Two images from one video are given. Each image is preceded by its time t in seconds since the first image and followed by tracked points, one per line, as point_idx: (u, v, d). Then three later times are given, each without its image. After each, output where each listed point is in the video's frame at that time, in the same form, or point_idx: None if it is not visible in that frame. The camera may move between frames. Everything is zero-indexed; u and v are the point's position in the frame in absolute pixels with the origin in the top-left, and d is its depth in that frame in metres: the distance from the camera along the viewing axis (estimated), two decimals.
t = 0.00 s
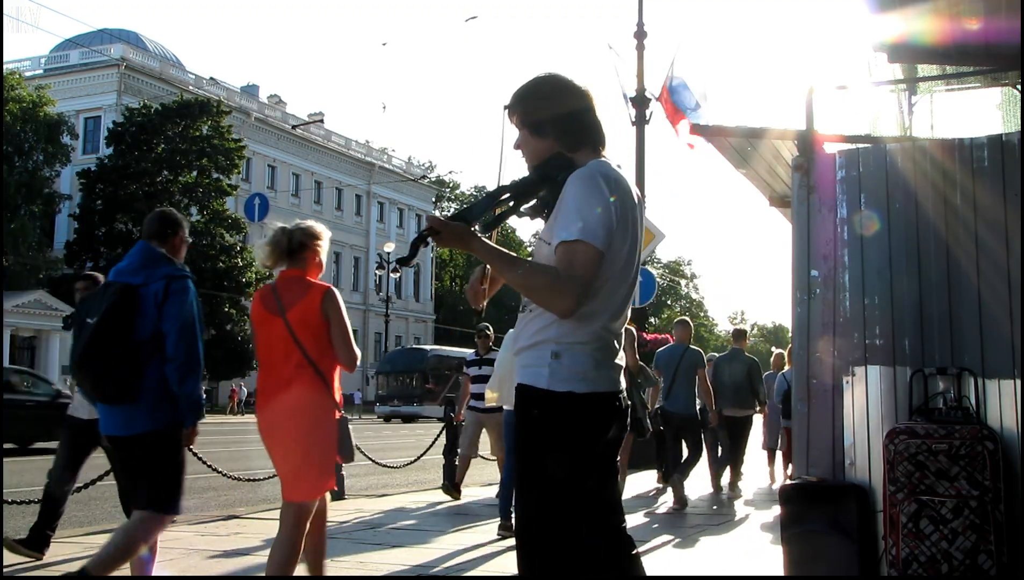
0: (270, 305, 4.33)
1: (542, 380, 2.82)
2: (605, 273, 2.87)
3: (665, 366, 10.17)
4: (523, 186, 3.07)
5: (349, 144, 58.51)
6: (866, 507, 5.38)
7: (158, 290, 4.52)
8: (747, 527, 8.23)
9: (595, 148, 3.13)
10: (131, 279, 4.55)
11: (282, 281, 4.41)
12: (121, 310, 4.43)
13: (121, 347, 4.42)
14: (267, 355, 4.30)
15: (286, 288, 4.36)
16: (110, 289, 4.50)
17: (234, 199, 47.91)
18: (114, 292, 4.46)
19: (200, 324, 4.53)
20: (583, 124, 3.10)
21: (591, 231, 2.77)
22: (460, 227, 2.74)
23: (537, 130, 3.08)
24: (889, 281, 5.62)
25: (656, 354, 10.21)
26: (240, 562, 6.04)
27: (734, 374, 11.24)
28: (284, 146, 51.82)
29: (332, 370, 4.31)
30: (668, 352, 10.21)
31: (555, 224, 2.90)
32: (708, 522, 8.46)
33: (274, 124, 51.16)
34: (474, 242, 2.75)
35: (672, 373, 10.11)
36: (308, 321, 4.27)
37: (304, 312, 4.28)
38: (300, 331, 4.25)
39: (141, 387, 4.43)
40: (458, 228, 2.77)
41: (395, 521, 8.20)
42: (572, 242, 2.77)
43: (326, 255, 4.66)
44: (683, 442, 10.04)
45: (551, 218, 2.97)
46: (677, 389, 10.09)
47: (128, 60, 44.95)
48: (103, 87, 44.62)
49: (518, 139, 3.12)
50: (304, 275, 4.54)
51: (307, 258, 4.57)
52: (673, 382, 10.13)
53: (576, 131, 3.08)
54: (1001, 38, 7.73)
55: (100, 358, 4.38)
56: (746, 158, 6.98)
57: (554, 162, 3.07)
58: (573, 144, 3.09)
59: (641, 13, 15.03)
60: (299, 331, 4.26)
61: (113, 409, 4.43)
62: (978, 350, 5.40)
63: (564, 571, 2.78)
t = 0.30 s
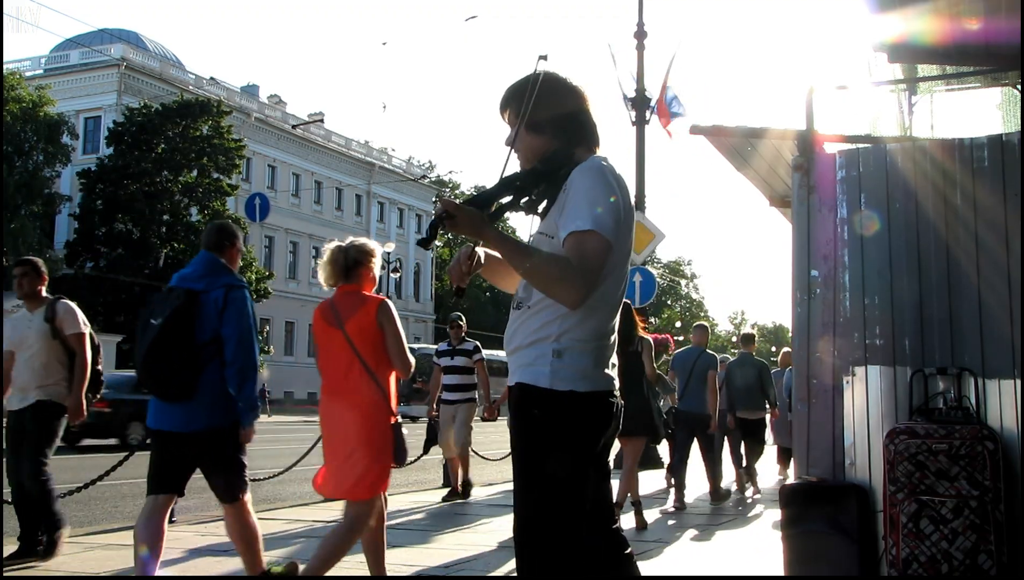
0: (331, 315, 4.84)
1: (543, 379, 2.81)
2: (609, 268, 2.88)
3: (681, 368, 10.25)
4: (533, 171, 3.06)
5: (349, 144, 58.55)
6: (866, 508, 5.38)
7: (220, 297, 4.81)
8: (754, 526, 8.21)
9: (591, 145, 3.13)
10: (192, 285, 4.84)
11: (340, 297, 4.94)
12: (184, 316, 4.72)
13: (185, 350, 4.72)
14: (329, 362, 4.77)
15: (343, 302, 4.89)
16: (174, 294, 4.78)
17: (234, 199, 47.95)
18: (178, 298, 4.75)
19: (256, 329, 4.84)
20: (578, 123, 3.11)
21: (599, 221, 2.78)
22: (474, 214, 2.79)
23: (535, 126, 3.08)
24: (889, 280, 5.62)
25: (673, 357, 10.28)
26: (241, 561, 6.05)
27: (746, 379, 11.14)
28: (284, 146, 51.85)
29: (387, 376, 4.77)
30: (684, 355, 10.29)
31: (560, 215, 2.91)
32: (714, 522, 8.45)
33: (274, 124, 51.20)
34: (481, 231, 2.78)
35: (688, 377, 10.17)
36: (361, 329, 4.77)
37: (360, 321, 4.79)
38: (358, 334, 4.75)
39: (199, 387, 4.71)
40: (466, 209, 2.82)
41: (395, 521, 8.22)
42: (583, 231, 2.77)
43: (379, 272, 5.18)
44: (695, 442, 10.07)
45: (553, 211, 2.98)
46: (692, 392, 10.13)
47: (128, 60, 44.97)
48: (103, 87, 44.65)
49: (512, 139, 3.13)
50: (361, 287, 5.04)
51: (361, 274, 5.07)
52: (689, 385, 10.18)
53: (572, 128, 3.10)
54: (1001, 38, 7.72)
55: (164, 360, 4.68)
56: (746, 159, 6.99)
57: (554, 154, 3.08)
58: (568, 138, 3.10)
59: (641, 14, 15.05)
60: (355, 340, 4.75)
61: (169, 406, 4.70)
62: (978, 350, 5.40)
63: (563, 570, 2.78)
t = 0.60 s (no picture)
0: (378, 314, 4.92)
1: (532, 378, 2.81)
2: (590, 255, 2.86)
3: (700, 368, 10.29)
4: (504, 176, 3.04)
5: (349, 144, 58.54)
6: (866, 507, 5.38)
7: (283, 306, 4.78)
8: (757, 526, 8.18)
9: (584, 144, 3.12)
10: (255, 295, 4.78)
11: (390, 294, 4.99)
12: (250, 323, 4.71)
13: (248, 358, 4.70)
14: (382, 358, 4.86)
15: (392, 301, 4.95)
16: (238, 303, 4.74)
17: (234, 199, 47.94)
18: (243, 309, 4.71)
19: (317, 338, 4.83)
20: (570, 123, 3.11)
21: (570, 202, 2.77)
22: (440, 205, 2.71)
23: (526, 124, 3.08)
24: (889, 280, 5.62)
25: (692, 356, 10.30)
26: (241, 561, 6.05)
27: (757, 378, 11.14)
28: (284, 146, 51.83)
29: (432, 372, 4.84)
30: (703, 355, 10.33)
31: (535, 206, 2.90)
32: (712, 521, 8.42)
33: (274, 124, 51.19)
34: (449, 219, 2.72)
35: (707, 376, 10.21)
36: (410, 328, 4.84)
37: (408, 321, 4.86)
38: (404, 332, 4.82)
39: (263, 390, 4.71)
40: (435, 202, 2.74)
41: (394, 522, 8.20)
42: (553, 214, 2.78)
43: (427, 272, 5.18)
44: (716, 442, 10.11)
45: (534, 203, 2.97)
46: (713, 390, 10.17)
47: (128, 60, 44.96)
48: (103, 87, 44.64)
49: (505, 140, 3.13)
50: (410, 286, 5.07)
51: (411, 272, 5.07)
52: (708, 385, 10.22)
53: (564, 130, 3.09)
54: (1002, 38, 7.74)
55: (231, 370, 4.66)
56: (747, 159, 6.99)
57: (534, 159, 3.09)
58: (559, 135, 3.09)
59: (640, 14, 15.04)
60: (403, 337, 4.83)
61: (234, 410, 4.72)
62: (978, 350, 5.40)
63: (556, 569, 2.78)
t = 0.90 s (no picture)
0: (440, 326, 5.08)
1: (520, 374, 2.83)
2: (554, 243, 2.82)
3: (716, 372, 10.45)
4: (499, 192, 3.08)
5: (349, 144, 58.55)
6: (866, 507, 5.38)
7: (330, 317, 5.01)
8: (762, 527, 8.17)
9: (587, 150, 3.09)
10: (303, 306, 5.05)
11: (449, 308, 5.17)
12: (299, 330, 4.95)
13: (297, 363, 4.93)
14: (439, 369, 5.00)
15: (453, 313, 5.12)
16: (289, 313, 4.98)
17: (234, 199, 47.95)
18: (293, 319, 4.95)
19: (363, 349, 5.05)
20: (575, 133, 3.10)
21: (526, 194, 2.78)
22: (417, 219, 2.98)
23: (530, 136, 3.08)
24: (889, 280, 5.62)
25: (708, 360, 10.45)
26: (240, 562, 6.05)
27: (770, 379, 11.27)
28: (284, 146, 51.84)
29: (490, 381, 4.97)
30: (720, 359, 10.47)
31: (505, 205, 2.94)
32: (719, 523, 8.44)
33: (274, 124, 51.19)
34: (425, 231, 2.95)
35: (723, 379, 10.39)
36: (472, 338, 4.99)
37: (469, 332, 5.02)
38: (465, 340, 4.98)
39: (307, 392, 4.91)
40: (415, 219, 3.00)
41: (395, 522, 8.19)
42: (511, 207, 2.80)
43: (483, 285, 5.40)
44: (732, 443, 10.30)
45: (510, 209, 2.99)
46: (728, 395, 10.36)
47: (128, 60, 44.97)
48: (103, 87, 44.65)
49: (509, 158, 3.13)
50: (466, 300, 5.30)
51: (468, 286, 5.32)
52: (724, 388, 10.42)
53: (566, 137, 3.07)
54: (1002, 38, 7.73)
55: (284, 375, 4.88)
56: (748, 159, 6.99)
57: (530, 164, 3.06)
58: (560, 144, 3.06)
59: (640, 14, 15.04)
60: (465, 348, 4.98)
61: (285, 414, 4.89)
62: (978, 350, 5.40)
63: (552, 568, 2.76)
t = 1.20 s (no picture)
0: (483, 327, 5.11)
1: (517, 372, 2.82)
2: (538, 247, 2.84)
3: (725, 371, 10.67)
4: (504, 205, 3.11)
5: (349, 144, 58.53)
6: (865, 505, 5.38)
7: (362, 315, 5.65)
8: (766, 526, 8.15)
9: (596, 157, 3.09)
10: (337, 305, 5.69)
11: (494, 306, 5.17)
12: (334, 330, 5.58)
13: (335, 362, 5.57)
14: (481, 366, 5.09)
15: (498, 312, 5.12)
16: (324, 313, 5.60)
17: (234, 199, 47.96)
18: (330, 318, 5.59)
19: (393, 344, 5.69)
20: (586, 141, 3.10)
21: (508, 203, 2.85)
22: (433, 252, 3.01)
23: (537, 146, 3.08)
24: (889, 281, 5.62)
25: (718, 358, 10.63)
26: (240, 562, 6.05)
27: (781, 381, 11.31)
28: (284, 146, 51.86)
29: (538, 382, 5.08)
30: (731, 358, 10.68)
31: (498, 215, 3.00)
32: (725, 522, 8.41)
33: (274, 124, 51.19)
34: (439, 258, 2.99)
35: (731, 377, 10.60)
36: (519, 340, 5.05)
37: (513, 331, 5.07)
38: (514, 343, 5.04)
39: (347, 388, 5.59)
40: (432, 246, 3.03)
41: (395, 521, 8.20)
42: (498, 216, 2.87)
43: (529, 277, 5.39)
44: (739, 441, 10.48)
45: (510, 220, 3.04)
46: (738, 392, 10.58)
47: (128, 60, 44.98)
48: (103, 87, 44.67)
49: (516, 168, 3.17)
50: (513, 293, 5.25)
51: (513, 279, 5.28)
52: (733, 387, 10.62)
53: (567, 142, 3.06)
54: (1002, 37, 7.74)
55: (322, 370, 5.54)
56: (748, 159, 7.00)
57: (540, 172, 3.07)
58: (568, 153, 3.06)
59: (640, 13, 15.06)
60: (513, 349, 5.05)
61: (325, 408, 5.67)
62: (978, 350, 5.40)
63: (553, 567, 2.71)
